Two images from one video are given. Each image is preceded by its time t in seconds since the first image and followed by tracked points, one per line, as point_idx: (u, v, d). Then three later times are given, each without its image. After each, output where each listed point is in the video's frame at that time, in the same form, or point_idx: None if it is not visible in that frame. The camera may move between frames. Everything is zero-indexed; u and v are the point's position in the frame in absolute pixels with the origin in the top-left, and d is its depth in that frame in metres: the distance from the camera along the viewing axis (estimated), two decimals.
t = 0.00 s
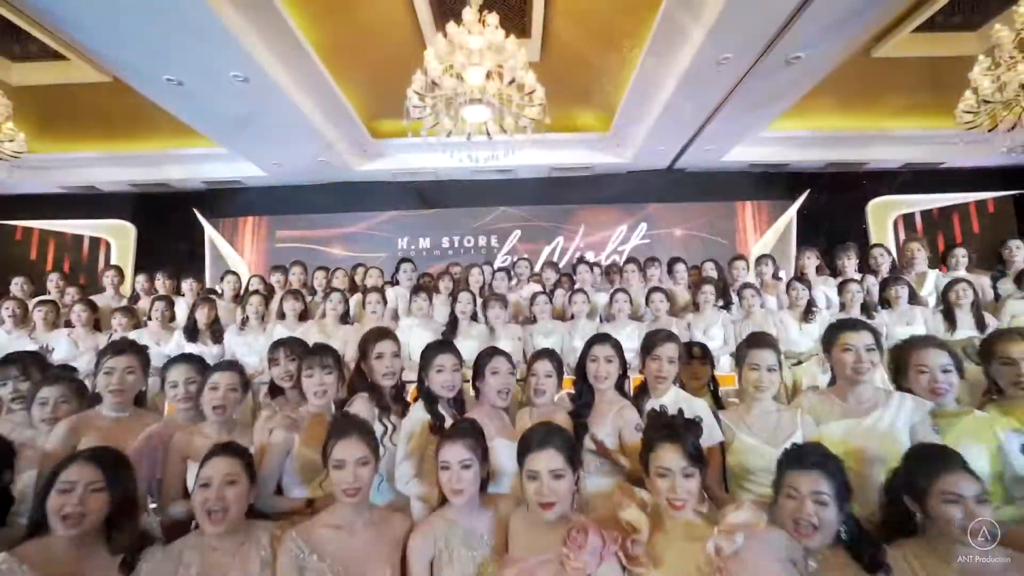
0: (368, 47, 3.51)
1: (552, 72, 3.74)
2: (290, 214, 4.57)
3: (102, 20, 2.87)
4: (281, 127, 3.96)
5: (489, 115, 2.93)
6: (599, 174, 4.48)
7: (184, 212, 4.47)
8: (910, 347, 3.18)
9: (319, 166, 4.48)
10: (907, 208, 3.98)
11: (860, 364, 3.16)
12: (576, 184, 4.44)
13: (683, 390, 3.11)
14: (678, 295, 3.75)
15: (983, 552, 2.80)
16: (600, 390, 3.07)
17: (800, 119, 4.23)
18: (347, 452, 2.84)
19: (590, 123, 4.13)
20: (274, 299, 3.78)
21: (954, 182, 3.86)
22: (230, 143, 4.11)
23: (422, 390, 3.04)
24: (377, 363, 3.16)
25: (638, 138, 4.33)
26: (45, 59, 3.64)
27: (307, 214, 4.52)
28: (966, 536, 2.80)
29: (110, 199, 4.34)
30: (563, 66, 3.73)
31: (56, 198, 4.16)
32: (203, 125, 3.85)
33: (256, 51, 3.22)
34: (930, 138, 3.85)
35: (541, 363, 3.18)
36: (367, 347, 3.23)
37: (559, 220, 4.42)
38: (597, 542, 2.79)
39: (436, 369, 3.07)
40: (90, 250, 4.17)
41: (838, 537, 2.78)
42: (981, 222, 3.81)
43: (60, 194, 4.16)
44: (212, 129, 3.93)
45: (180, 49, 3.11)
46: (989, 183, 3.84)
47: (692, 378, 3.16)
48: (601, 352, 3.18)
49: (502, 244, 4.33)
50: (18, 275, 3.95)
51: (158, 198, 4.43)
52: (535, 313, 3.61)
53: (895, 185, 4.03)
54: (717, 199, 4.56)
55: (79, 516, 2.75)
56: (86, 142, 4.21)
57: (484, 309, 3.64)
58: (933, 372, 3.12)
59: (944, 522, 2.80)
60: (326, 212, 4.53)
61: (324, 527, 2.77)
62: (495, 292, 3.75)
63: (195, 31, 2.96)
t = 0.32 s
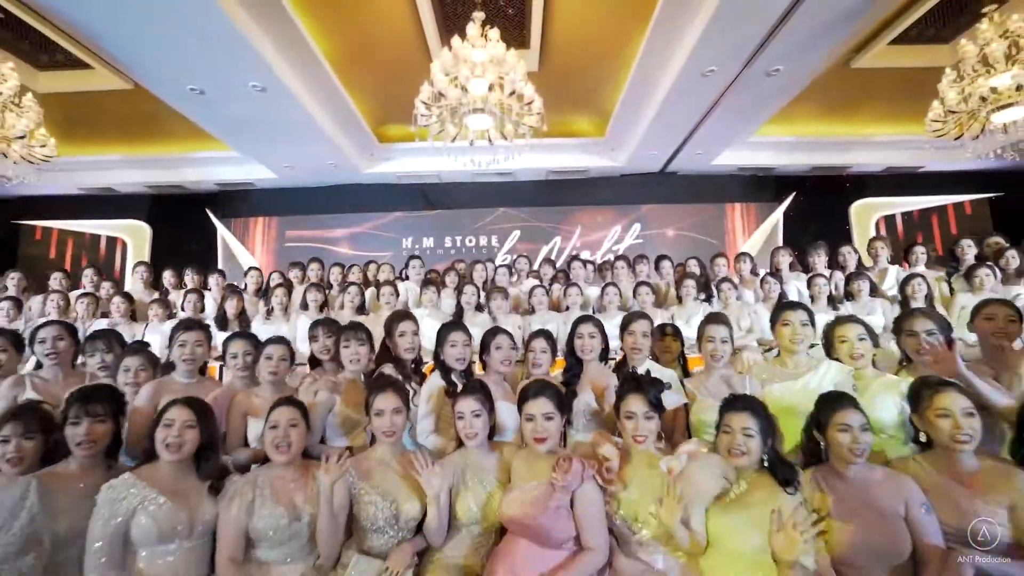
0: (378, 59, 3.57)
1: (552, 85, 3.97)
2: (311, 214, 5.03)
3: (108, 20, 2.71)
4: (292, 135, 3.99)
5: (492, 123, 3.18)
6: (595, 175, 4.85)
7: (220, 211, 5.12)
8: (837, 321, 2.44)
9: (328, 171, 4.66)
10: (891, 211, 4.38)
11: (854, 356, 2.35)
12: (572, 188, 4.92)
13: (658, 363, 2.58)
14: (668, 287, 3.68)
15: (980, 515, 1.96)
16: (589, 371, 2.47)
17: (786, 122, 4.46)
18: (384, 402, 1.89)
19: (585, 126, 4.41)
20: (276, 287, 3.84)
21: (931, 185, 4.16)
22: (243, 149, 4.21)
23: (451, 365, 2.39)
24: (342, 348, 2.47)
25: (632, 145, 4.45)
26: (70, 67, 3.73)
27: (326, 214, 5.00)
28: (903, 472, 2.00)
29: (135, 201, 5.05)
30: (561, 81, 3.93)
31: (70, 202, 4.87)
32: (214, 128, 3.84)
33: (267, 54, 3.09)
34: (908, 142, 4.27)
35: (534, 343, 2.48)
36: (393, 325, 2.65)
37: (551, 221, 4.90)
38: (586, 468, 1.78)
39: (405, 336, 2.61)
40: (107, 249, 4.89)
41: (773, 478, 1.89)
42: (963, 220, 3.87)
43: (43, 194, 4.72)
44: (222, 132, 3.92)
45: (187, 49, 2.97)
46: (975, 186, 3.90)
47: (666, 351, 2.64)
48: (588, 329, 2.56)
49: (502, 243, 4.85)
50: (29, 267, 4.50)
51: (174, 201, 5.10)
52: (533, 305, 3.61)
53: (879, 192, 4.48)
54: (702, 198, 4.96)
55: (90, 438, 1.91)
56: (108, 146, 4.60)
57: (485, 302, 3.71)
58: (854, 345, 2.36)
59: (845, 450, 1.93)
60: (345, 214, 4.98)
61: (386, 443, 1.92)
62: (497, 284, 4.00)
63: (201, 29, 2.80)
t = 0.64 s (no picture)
0: (384, 67, 3.75)
1: (549, 93, 4.17)
2: (318, 215, 5.21)
3: (112, 24, 2.78)
4: (301, 140, 4.14)
5: (493, 131, 3.36)
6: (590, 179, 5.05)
7: (230, 212, 5.29)
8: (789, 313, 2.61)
9: (336, 175, 4.85)
10: (872, 214, 4.91)
11: (802, 339, 2.53)
12: (569, 191, 5.15)
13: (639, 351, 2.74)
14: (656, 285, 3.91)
15: (892, 450, 2.01)
16: (579, 356, 2.61)
17: (772, 129, 4.66)
18: (409, 377, 2.10)
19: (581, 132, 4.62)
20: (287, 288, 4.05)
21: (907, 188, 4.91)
22: (253, 153, 4.38)
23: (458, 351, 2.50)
24: (368, 336, 2.53)
25: (626, 151, 4.64)
26: (90, 76, 3.91)
27: (332, 216, 5.19)
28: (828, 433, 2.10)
29: (148, 203, 5.29)
30: (558, 89, 4.12)
31: (86, 205, 5.26)
32: (224, 133, 3.99)
33: (274, 60, 3.20)
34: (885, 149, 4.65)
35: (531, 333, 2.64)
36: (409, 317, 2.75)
37: (548, 223, 5.10)
38: (575, 428, 2.04)
39: (420, 323, 2.72)
40: (120, 250, 5.20)
41: (720, 438, 2.00)
42: (942, 222, 4.75)
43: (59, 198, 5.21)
44: (233, 137, 4.08)
45: (191, 55, 3.07)
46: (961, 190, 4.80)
47: (646, 339, 2.80)
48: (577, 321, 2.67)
49: (501, 244, 5.07)
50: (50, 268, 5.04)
51: (188, 202, 5.30)
52: (532, 303, 3.80)
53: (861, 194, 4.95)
54: (693, 200, 5.16)
55: (168, 406, 2.08)
56: (125, 151, 4.80)
57: (487, 300, 3.93)
58: (800, 334, 2.53)
59: (782, 416, 2.09)
60: (350, 216, 5.18)
61: (412, 413, 2.12)
62: (498, 283, 4.19)
63: (203, 35, 2.89)
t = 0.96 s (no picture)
0: (389, 78, 3.95)
1: (545, 104, 4.38)
2: (323, 219, 5.43)
3: (130, 34, 2.92)
4: (309, 147, 4.35)
5: (492, 142, 3.57)
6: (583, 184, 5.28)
7: (239, 216, 5.50)
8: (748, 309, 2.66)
9: (341, 180, 5.07)
10: (853, 217, 5.18)
11: (754, 334, 2.56)
12: (563, 196, 5.37)
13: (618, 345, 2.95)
14: (642, 286, 4.15)
15: (819, 417, 2.08)
16: (566, 349, 2.80)
17: (756, 138, 4.89)
18: (420, 364, 2.26)
19: (575, 139, 4.84)
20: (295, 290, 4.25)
21: (889, 195, 5.15)
22: (262, 159, 4.58)
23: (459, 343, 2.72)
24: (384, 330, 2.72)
25: (617, 158, 4.86)
26: (107, 86, 4.10)
27: (336, 220, 5.41)
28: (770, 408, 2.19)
29: (159, 207, 5.52)
30: (553, 100, 4.33)
31: (98, 207, 5.48)
32: (238, 141, 4.19)
33: (283, 69, 3.37)
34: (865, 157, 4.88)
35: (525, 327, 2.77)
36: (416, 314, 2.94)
37: (544, 226, 5.34)
38: (559, 405, 2.19)
39: (429, 319, 2.88)
40: (133, 253, 5.42)
41: (680, 413, 2.12)
42: (920, 226, 5.02)
43: (72, 201, 5.43)
44: (246, 144, 4.28)
45: (210, 69, 3.27)
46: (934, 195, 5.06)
47: (625, 333, 2.94)
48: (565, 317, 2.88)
49: (499, 246, 5.30)
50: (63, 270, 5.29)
51: (197, 205, 5.52)
52: (527, 302, 4.02)
53: (844, 197, 5.22)
54: (681, 204, 5.39)
55: (220, 386, 2.24)
56: (137, 158, 5.03)
57: (486, 299, 4.16)
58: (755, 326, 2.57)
59: (730, 395, 2.14)
60: (354, 219, 5.41)
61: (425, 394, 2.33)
62: (496, 284, 4.42)
63: (223, 49, 3.08)
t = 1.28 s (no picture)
0: (394, 82, 4.02)
1: (541, 114, 4.60)
2: (328, 222, 5.65)
3: (158, 59, 3.04)
4: (317, 155, 4.56)
5: (491, 152, 3.81)
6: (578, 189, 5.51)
7: (248, 219, 5.73)
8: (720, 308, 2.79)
9: (346, 185, 5.28)
10: (837, 222, 5.38)
11: (720, 330, 2.73)
12: (559, 200, 5.60)
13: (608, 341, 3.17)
14: (631, 288, 4.39)
15: (767, 399, 2.28)
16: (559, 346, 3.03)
17: (743, 145, 5.12)
18: (431, 356, 2.47)
19: (570, 146, 5.06)
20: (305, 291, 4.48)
21: (870, 200, 5.31)
22: (271, 166, 4.80)
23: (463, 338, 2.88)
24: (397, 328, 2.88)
25: (610, 164, 5.09)
26: (126, 98, 4.28)
27: (341, 223, 5.64)
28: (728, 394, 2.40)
29: (171, 211, 5.73)
30: (548, 110, 4.55)
31: (113, 211, 5.70)
32: (249, 149, 4.40)
33: (300, 92, 3.51)
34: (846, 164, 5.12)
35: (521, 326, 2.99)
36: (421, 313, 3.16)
37: (541, 230, 5.57)
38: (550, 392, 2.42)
39: (437, 318, 3.10)
40: (147, 255, 5.64)
41: (653, 398, 2.36)
42: (901, 229, 5.11)
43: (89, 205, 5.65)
44: (256, 152, 4.49)
45: (233, 95, 3.47)
46: (916, 201, 5.15)
47: (610, 330, 3.10)
48: (556, 317, 3.09)
49: (497, 249, 5.53)
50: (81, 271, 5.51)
51: (208, 210, 5.73)
52: (524, 303, 4.26)
53: (828, 202, 5.41)
54: (672, 208, 5.62)
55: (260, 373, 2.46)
56: (153, 163, 5.21)
57: (487, 300, 4.41)
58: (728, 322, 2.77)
59: (695, 382, 2.36)
60: (358, 222, 5.63)
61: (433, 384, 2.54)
62: (496, 286, 4.64)
63: (246, 72, 3.22)
